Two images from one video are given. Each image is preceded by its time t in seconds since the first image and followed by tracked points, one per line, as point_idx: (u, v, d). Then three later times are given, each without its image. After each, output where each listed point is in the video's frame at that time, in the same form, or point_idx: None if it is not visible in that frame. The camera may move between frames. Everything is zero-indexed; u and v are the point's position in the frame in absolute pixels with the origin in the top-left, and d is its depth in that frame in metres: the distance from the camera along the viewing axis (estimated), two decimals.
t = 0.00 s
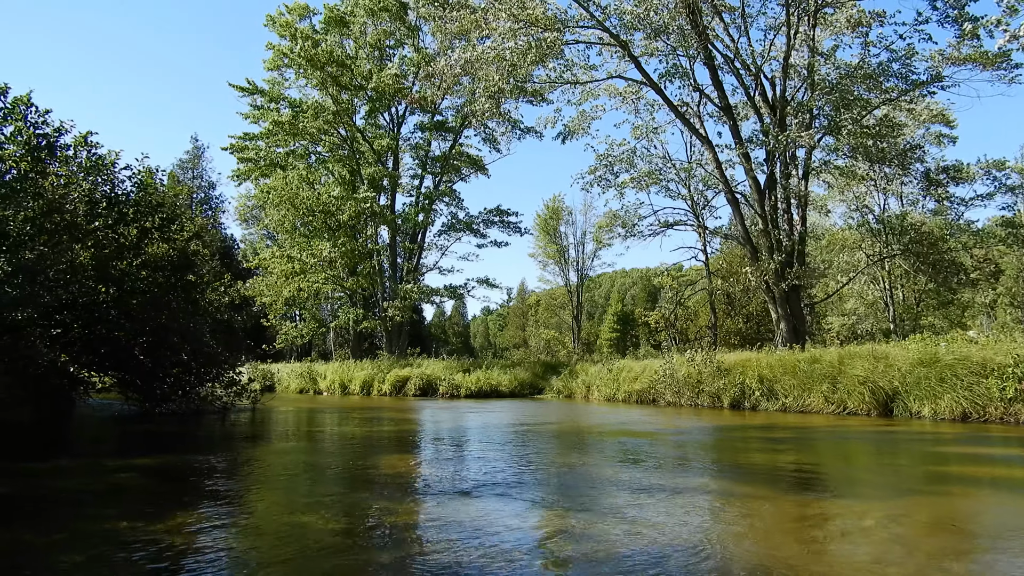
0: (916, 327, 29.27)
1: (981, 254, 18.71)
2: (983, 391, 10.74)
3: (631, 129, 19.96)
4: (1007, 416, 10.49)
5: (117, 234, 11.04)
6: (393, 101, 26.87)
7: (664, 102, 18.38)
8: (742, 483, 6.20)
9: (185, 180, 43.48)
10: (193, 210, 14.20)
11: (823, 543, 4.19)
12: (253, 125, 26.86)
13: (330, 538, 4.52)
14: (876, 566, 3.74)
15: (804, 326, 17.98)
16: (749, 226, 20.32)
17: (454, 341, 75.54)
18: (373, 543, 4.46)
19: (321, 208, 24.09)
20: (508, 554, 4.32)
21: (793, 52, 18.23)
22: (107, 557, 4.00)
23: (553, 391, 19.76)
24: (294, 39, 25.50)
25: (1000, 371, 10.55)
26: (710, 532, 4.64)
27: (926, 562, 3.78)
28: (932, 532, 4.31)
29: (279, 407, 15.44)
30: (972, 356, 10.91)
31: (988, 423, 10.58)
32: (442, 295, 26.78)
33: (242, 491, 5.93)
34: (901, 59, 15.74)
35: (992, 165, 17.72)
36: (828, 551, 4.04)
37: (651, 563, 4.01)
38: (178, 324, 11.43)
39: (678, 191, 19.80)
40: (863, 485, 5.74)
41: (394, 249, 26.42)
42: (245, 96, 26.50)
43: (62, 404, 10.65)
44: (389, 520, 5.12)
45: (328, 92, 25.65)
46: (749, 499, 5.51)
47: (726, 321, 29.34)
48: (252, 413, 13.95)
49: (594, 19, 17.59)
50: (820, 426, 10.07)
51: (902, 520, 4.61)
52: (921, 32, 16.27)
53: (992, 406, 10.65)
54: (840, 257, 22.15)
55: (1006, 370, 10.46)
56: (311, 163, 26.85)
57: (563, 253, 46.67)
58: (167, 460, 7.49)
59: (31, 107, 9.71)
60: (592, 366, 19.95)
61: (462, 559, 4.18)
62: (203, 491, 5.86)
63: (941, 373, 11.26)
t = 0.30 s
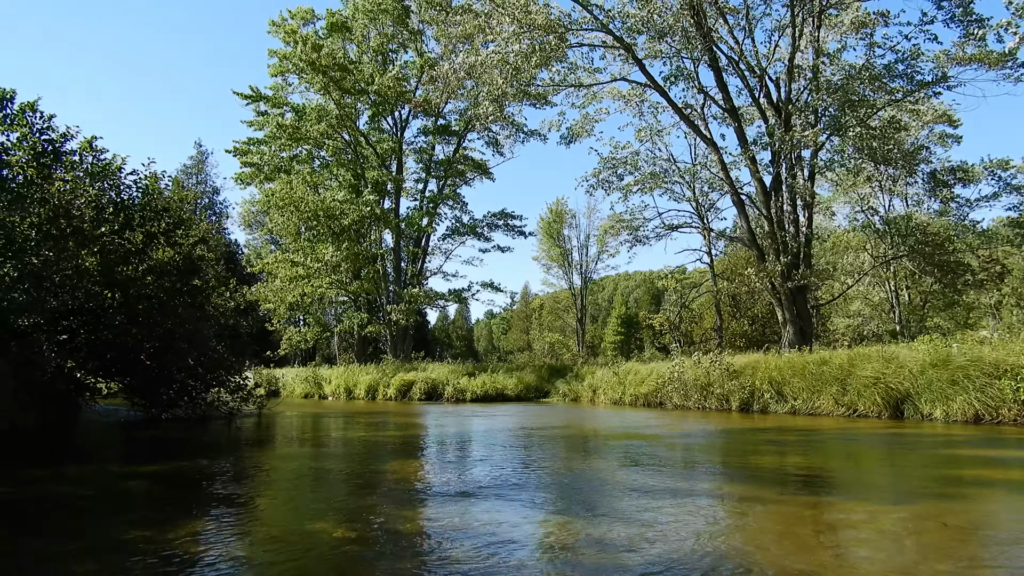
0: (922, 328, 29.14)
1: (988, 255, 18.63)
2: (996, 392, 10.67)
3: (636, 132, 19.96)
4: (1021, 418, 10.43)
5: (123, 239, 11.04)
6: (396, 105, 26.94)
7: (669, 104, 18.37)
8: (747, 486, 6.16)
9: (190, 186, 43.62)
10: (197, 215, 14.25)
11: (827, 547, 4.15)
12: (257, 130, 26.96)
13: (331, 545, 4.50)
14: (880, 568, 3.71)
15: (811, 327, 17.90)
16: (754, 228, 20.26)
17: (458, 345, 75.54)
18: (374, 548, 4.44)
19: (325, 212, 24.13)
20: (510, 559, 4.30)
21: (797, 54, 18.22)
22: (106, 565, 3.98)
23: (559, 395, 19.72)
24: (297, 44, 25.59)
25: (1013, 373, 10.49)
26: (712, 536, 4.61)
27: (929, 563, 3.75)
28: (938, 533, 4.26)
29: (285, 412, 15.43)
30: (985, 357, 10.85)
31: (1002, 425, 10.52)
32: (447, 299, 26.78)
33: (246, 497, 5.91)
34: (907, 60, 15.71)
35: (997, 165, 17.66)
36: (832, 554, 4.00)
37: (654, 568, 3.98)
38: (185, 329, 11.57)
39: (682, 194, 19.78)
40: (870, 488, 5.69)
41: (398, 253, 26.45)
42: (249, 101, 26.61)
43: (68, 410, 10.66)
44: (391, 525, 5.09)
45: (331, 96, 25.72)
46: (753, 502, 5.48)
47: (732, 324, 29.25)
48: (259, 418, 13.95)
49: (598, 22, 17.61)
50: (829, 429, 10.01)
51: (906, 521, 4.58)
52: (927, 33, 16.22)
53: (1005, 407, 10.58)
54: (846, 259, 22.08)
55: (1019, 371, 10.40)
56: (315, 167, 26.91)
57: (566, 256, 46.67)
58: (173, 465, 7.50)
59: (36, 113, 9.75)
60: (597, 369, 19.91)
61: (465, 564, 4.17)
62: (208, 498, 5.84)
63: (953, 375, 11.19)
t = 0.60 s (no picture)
0: (923, 331, 29.12)
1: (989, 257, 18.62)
2: (1005, 394, 10.66)
3: (637, 135, 19.96)
4: None
5: (125, 243, 11.01)
6: (397, 108, 26.96)
7: (671, 106, 18.37)
8: (752, 489, 6.13)
9: (190, 190, 43.57)
10: (199, 218, 14.25)
11: (835, 550, 4.12)
12: (258, 134, 26.98)
13: (335, 550, 4.46)
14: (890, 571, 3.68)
15: (814, 329, 17.87)
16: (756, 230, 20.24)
17: (459, 349, 75.50)
18: (378, 554, 4.41)
19: (325, 215, 24.11)
20: (513, 563, 4.27)
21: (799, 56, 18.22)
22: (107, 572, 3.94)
23: (561, 398, 19.67)
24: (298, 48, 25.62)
25: (1022, 374, 10.47)
26: (718, 539, 4.58)
27: (939, 565, 3.72)
28: (946, 536, 4.24)
29: (286, 416, 15.40)
30: (993, 359, 10.83)
31: (1010, 427, 10.50)
32: (447, 303, 26.76)
33: (248, 502, 5.88)
34: (910, 62, 15.72)
35: (998, 167, 17.67)
36: (840, 558, 3.97)
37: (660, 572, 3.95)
38: (188, 333, 11.48)
39: (684, 196, 19.77)
40: (877, 491, 5.66)
41: (399, 256, 26.43)
42: (249, 105, 26.63)
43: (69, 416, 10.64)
44: (394, 530, 5.06)
45: (332, 100, 25.73)
46: (759, 505, 5.45)
47: (733, 327, 29.21)
48: (260, 422, 13.92)
49: (599, 25, 17.63)
50: (834, 431, 9.98)
51: (914, 524, 4.55)
52: (930, 35, 16.22)
53: (1013, 409, 10.55)
54: (849, 261, 22.06)
55: None
56: (315, 170, 26.91)
57: (567, 259, 46.67)
58: (176, 470, 7.48)
59: (37, 116, 9.75)
60: (599, 372, 19.87)
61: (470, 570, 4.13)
62: (209, 503, 5.80)
63: (960, 377, 11.17)
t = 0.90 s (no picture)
0: (915, 332, 29.30)
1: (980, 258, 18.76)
2: (1001, 395, 10.69)
3: (631, 136, 20.00)
4: None
5: (117, 245, 10.93)
6: (390, 109, 26.90)
7: (665, 108, 18.42)
8: (747, 491, 6.11)
9: (180, 191, 43.28)
10: (191, 220, 14.16)
11: (828, 553, 4.10)
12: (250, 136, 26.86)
13: (324, 554, 4.41)
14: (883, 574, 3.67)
15: (808, 331, 17.95)
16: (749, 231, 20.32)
17: (452, 351, 75.37)
18: (367, 558, 4.36)
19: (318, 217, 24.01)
20: (509, 565, 4.26)
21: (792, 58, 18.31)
22: None
23: (555, 400, 19.65)
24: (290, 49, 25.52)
25: (1018, 375, 10.51)
26: (710, 542, 4.56)
27: (931, 569, 3.71)
28: (940, 538, 4.23)
29: (280, 419, 15.31)
30: (989, 360, 10.88)
31: (1007, 427, 10.54)
32: (441, 304, 26.69)
33: (240, 507, 5.82)
34: (902, 64, 15.83)
35: (988, 169, 17.82)
36: (833, 561, 3.95)
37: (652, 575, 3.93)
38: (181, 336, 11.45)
39: (678, 198, 19.83)
40: (874, 492, 5.65)
41: (392, 258, 26.36)
42: (241, 107, 26.50)
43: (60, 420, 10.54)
44: (386, 534, 5.01)
45: (324, 101, 25.64)
46: (753, 508, 5.43)
47: (726, 328, 29.31)
48: (254, 425, 13.84)
49: (593, 27, 17.66)
50: (829, 432, 10.01)
51: (908, 526, 4.54)
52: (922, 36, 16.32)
53: (1010, 410, 10.59)
54: (841, 263, 22.19)
55: None
56: (307, 172, 26.81)
57: (560, 260, 46.70)
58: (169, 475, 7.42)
59: (26, 116, 9.66)
60: (593, 374, 19.88)
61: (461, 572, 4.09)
62: (200, 508, 5.73)
63: (957, 378, 11.21)
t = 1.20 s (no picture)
0: (899, 329, 29.65)
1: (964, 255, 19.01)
2: (991, 391, 10.82)
3: (619, 136, 20.05)
4: (1015, 417, 10.56)
5: (101, 246, 10.78)
6: (377, 109, 26.77)
7: (654, 108, 18.48)
8: (737, 489, 6.14)
9: (164, 192, 42.78)
10: (177, 220, 13.99)
11: (818, 550, 4.13)
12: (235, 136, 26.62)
13: (315, 557, 4.39)
14: (871, 570, 3.71)
15: (796, 328, 18.10)
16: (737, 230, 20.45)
17: (440, 351, 75.19)
18: (358, 560, 4.34)
19: (305, 218, 23.83)
20: (503, 565, 4.26)
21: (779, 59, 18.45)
22: None
23: (545, 399, 19.67)
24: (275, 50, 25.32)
25: (1007, 371, 10.64)
26: (700, 540, 4.58)
27: (918, 564, 3.76)
28: (927, 535, 4.29)
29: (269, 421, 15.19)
30: (979, 357, 11.01)
31: (996, 424, 10.66)
32: (430, 305, 26.61)
33: (229, 510, 5.77)
34: (887, 64, 16.00)
35: (971, 168, 18.06)
36: (821, 558, 3.99)
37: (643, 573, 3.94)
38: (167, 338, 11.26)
39: (666, 197, 19.91)
40: (864, 490, 5.70)
41: (380, 258, 26.24)
42: (226, 107, 26.25)
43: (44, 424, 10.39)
44: (376, 535, 5.00)
45: (311, 102, 25.46)
46: (742, 506, 5.47)
47: (714, 326, 29.49)
48: (242, 427, 13.72)
49: (581, 27, 17.68)
50: (819, 430, 10.09)
51: (896, 523, 4.60)
52: (909, 36, 16.50)
53: (999, 406, 10.72)
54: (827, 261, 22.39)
55: (1013, 370, 10.55)
56: (294, 172, 26.62)
57: (548, 260, 46.74)
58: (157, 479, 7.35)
59: (9, 116, 9.49)
60: (582, 373, 19.92)
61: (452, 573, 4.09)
62: (189, 512, 5.68)
63: (946, 375, 11.34)
